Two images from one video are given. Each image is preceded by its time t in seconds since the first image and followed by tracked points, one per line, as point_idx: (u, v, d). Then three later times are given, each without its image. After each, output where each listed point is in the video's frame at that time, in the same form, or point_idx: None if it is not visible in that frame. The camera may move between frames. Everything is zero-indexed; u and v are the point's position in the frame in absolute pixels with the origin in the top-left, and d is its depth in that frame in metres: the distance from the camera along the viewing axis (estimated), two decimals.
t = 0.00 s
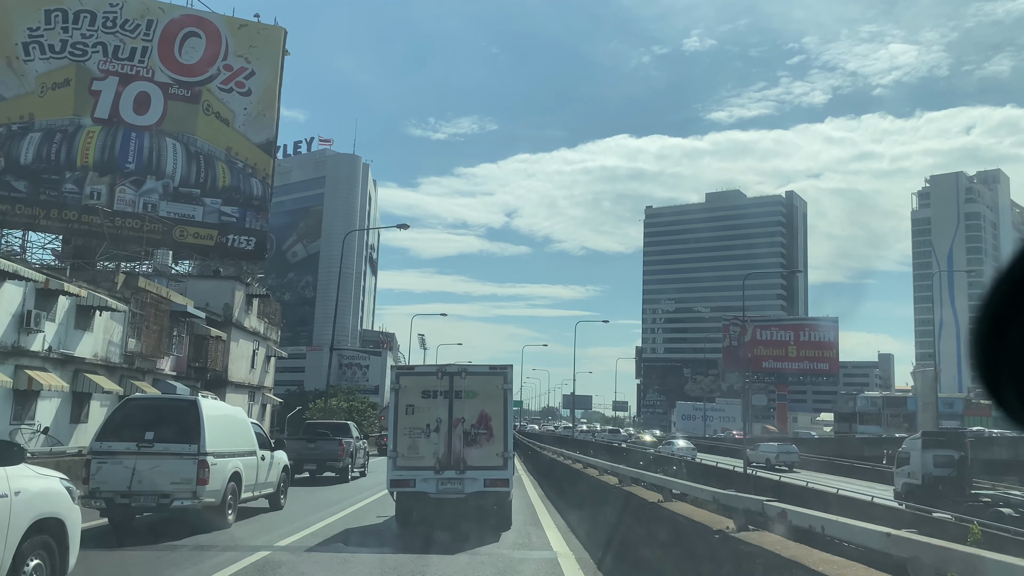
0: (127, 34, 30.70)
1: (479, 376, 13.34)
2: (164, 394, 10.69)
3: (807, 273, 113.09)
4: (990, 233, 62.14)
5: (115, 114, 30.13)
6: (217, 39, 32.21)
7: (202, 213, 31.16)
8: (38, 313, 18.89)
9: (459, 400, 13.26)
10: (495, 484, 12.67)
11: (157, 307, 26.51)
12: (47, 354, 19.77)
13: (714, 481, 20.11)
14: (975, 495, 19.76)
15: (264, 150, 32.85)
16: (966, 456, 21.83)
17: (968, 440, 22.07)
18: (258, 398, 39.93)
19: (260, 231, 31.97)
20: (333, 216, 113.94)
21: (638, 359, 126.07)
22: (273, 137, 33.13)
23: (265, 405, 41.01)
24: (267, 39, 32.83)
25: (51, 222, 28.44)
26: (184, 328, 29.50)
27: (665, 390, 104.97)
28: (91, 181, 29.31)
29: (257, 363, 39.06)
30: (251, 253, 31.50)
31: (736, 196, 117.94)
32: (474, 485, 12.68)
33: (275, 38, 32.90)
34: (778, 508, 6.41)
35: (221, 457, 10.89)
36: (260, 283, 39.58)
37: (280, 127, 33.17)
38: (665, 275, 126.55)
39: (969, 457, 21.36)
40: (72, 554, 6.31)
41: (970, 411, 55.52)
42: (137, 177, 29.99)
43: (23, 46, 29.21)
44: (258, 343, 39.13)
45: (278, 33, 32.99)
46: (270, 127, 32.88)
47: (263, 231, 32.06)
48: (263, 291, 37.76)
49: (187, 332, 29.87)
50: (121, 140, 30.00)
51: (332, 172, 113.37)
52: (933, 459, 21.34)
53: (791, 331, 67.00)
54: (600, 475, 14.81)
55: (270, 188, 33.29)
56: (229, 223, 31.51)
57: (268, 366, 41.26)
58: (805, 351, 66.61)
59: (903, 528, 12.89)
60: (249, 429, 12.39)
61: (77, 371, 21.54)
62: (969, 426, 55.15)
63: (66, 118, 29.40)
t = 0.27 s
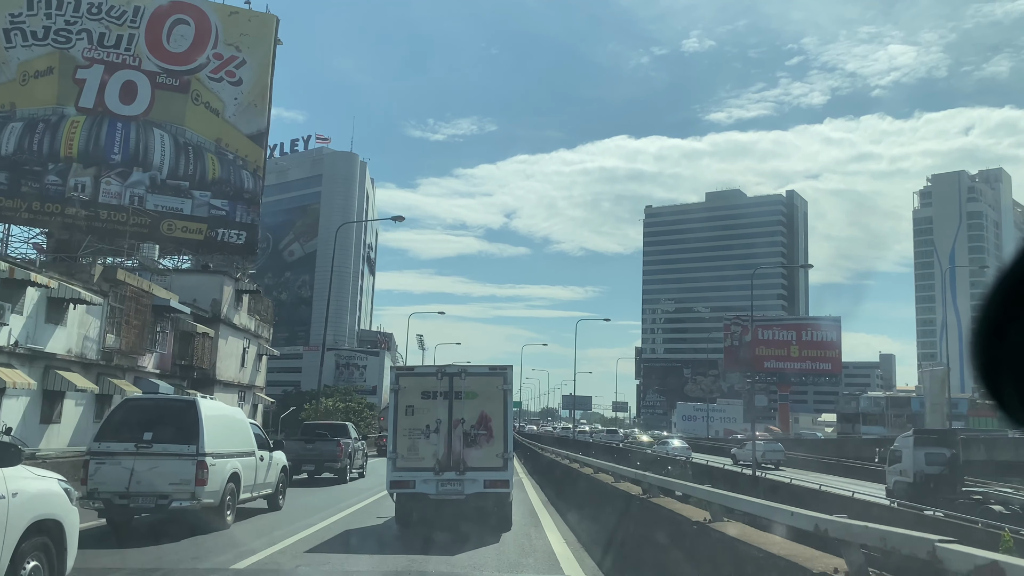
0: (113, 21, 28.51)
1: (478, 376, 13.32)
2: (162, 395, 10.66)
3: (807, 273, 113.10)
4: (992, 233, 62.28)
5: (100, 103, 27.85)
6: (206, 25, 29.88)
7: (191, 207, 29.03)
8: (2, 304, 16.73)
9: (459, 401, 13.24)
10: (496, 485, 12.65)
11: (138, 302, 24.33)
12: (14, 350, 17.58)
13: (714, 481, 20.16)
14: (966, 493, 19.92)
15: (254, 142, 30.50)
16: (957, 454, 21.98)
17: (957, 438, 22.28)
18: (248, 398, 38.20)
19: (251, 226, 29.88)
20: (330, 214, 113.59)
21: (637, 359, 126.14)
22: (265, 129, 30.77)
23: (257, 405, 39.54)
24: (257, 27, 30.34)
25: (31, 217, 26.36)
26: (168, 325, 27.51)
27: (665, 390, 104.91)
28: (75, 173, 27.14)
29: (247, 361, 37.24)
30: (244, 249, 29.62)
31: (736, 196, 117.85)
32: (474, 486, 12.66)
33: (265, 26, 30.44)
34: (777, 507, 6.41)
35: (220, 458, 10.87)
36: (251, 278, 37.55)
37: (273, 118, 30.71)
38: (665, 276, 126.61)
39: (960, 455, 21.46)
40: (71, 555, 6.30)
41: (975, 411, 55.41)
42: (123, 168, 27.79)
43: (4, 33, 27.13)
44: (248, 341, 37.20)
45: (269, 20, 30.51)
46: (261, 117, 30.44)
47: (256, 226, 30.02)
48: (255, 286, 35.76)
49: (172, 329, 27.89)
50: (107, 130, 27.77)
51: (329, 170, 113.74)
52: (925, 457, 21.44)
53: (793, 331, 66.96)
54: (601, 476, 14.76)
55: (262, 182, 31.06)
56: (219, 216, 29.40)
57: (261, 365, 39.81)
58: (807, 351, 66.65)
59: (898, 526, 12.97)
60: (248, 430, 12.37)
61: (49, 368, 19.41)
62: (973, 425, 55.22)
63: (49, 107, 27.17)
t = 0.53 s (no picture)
0: (98, 6, 28.31)
1: (478, 377, 13.30)
2: (159, 393, 10.64)
3: (807, 273, 113.08)
4: (994, 233, 62.36)
5: (84, 91, 27.69)
6: (195, 12, 29.84)
7: (178, 200, 29.08)
8: None
9: (459, 402, 13.22)
10: (496, 487, 12.61)
11: (116, 295, 23.93)
12: None
13: (711, 482, 20.16)
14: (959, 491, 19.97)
15: (244, 132, 30.55)
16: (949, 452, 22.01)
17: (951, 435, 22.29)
18: (237, 397, 37.79)
19: (240, 219, 29.90)
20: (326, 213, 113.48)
21: (637, 360, 126.02)
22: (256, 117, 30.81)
23: (247, 401, 39.31)
24: (249, 14, 30.46)
25: (13, 207, 26.30)
26: (151, 320, 27.36)
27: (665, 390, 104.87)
28: (58, 163, 27.18)
29: (237, 359, 36.84)
30: (232, 241, 29.53)
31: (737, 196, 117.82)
32: (474, 487, 12.62)
33: (257, 13, 30.58)
34: (775, 507, 6.40)
35: (217, 459, 10.84)
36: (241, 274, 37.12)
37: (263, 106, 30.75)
38: (665, 276, 126.52)
39: (952, 453, 21.44)
40: (66, 556, 6.27)
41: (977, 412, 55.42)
42: (108, 159, 27.75)
43: None
44: (236, 339, 36.80)
45: (261, 8, 30.64)
46: (252, 106, 30.52)
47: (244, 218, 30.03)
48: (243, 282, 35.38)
49: (155, 324, 27.72)
50: (92, 119, 27.67)
51: (327, 168, 113.42)
52: (917, 455, 21.41)
53: (794, 331, 67.01)
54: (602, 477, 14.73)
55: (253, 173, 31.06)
56: (208, 210, 29.47)
57: (251, 361, 39.66)
58: (809, 351, 66.61)
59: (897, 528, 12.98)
60: (245, 430, 12.35)
61: (15, 363, 19.19)
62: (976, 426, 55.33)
63: (31, 96, 27.07)
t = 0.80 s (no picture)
0: None
1: (478, 377, 13.31)
2: (154, 393, 10.62)
3: (809, 274, 113.03)
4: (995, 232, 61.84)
5: (67, 78, 25.95)
6: None
7: (165, 190, 27.19)
8: None
9: (459, 402, 13.23)
10: (496, 487, 12.61)
11: (92, 286, 22.56)
12: None
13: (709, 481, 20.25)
14: (952, 491, 20.09)
15: (235, 122, 29.07)
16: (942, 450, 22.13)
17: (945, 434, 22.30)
18: (226, 396, 36.94)
19: (230, 211, 28.23)
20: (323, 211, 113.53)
21: (637, 360, 126.00)
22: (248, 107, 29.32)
23: (235, 400, 38.45)
24: None
25: None
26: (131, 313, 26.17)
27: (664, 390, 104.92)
28: (39, 153, 25.39)
29: (225, 355, 35.93)
30: (222, 234, 27.90)
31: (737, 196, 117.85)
32: (474, 488, 12.61)
33: None
34: (773, 509, 6.42)
35: (213, 459, 10.84)
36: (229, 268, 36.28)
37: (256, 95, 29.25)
38: (664, 276, 126.51)
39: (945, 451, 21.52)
40: (59, 558, 6.27)
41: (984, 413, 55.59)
42: (92, 148, 25.98)
43: None
44: (224, 335, 35.84)
45: None
46: (244, 95, 28.99)
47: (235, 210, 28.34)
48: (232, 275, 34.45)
49: (135, 317, 26.57)
50: (75, 107, 25.94)
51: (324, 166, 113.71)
52: (910, 453, 21.52)
53: (797, 331, 67.05)
54: (602, 478, 14.74)
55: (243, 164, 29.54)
56: (196, 201, 27.62)
57: (241, 359, 38.78)
58: (812, 351, 66.58)
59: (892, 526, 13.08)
60: (242, 431, 12.36)
61: None
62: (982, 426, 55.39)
63: (11, 83, 25.33)
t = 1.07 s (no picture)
0: None
1: (479, 377, 13.32)
2: (149, 393, 10.60)
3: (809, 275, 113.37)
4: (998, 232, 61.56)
5: (48, 62, 25.32)
6: None
7: (151, 180, 26.89)
8: None
9: (460, 402, 13.22)
10: (496, 489, 12.60)
11: (64, 277, 20.60)
12: None
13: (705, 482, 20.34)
14: (946, 487, 20.24)
15: (223, 109, 29.19)
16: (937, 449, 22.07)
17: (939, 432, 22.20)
18: (214, 393, 35.63)
19: (218, 202, 28.17)
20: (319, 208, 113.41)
21: (636, 360, 126.01)
22: (235, 93, 29.43)
23: (223, 398, 37.08)
24: None
25: None
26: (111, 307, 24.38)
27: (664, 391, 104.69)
28: (18, 140, 24.77)
29: (213, 352, 34.70)
30: (209, 226, 27.81)
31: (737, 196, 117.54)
32: (475, 490, 12.58)
33: None
34: (773, 509, 6.42)
35: (207, 459, 10.82)
36: (218, 262, 35.36)
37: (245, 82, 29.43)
38: (664, 276, 126.60)
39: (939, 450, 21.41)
40: (51, 559, 6.25)
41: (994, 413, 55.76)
42: (74, 136, 25.42)
43: None
44: (213, 332, 34.50)
45: None
46: (232, 82, 29.15)
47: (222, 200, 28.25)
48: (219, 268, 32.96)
49: (114, 312, 24.76)
50: (56, 93, 25.35)
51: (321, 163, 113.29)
52: (904, 452, 21.46)
53: (800, 331, 67.10)
54: (601, 479, 14.75)
55: (231, 153, 29.55)
56: (183, 191, 27.44)
57: (229, 356, 37.50)
58: (815, 351, 66.55)
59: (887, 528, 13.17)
60: (237, 432, 12.34)
61: None
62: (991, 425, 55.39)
63: None
